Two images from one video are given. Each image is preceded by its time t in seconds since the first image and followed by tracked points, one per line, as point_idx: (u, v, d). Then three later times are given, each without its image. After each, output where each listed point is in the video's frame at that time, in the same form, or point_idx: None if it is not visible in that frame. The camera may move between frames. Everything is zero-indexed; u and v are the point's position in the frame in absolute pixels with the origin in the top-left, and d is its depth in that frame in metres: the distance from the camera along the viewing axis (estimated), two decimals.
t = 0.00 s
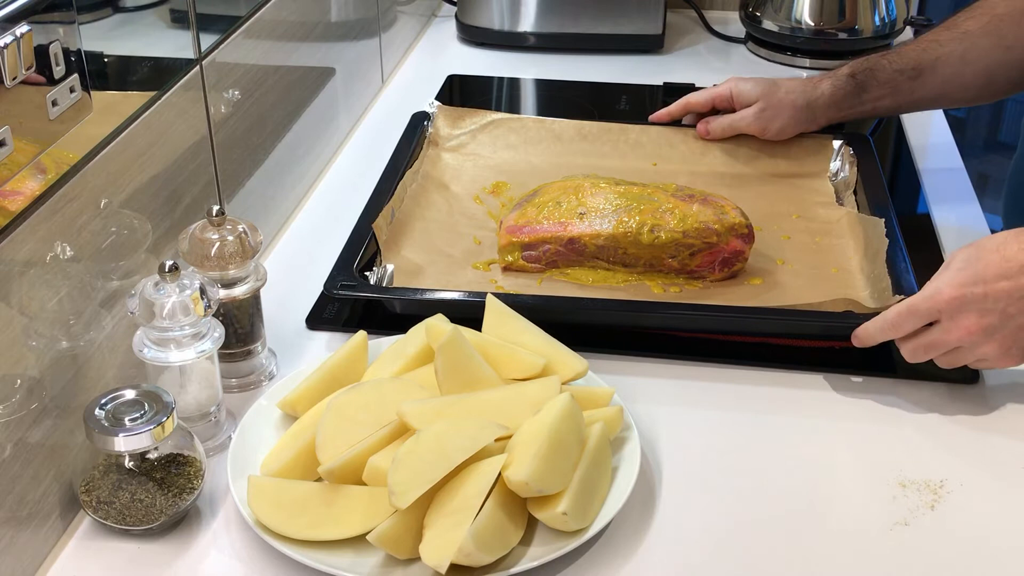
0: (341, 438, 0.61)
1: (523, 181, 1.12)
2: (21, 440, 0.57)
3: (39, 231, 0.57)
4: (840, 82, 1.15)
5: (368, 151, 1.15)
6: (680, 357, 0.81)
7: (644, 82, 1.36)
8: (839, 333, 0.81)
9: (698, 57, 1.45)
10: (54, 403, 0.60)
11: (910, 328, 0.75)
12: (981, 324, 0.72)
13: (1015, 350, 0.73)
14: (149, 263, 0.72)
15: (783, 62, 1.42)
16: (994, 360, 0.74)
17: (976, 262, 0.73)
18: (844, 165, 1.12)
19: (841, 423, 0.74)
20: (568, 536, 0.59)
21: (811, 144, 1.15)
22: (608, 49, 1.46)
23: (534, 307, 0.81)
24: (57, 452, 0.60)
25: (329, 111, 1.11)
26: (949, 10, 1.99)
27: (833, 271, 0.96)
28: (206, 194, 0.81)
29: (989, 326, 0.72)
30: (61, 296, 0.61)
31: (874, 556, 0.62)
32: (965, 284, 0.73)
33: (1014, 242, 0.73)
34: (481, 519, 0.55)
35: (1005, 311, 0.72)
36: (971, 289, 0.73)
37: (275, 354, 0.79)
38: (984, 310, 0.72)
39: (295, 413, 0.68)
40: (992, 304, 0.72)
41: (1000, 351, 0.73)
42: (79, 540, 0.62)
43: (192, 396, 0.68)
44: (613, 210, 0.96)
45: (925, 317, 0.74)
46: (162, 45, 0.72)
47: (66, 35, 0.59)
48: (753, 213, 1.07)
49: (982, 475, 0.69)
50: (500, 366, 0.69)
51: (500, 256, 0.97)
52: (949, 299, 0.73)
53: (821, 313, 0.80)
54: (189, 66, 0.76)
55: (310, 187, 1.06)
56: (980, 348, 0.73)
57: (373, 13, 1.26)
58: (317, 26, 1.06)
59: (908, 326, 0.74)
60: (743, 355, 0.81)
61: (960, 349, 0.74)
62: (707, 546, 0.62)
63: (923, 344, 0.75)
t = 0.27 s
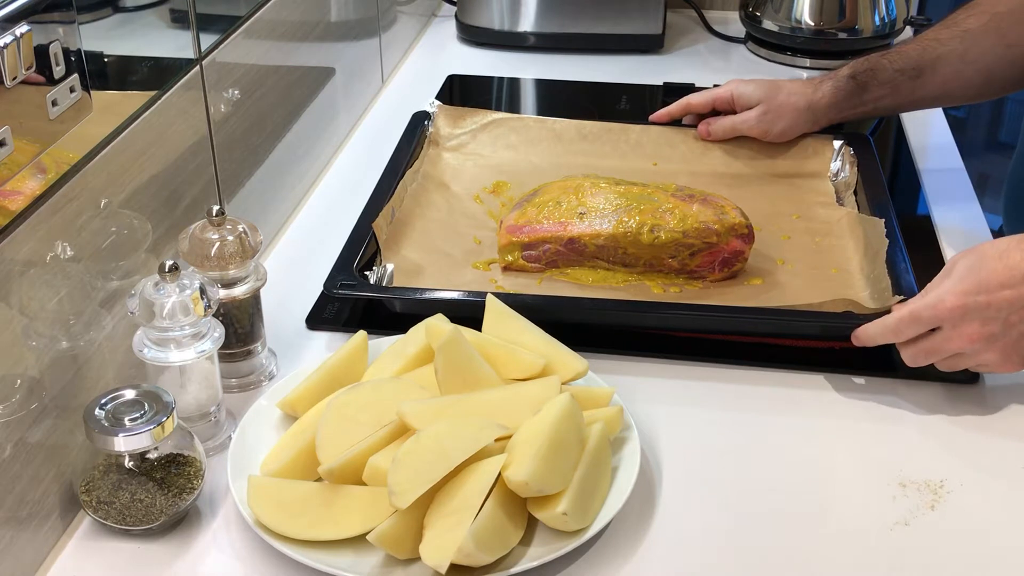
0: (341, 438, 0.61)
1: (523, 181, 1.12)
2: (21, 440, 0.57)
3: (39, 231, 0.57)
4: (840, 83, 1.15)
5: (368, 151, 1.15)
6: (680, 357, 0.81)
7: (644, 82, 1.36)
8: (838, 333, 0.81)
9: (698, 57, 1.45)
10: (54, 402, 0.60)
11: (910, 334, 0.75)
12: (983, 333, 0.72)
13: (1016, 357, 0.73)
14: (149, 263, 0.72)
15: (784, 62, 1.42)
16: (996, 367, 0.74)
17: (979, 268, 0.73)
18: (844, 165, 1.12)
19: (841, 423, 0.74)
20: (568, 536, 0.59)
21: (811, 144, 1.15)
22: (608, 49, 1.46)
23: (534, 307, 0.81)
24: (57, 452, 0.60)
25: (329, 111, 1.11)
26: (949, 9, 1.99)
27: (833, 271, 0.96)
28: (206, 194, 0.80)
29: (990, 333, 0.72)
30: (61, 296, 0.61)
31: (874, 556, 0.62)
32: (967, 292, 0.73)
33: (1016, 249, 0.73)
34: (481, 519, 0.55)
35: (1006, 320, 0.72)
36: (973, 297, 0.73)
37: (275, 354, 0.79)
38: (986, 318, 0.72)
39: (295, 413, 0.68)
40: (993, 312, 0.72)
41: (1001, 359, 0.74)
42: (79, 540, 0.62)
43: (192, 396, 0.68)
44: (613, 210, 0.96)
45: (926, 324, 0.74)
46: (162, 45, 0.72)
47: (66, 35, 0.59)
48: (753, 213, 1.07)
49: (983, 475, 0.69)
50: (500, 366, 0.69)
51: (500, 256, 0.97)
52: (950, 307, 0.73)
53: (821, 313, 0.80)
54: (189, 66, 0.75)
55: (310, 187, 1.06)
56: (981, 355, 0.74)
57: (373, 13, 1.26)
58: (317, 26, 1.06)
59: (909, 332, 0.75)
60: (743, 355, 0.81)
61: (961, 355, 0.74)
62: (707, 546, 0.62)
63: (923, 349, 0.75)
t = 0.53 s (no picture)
0: (341, 438, 0.61)
1: (523, 181, 1.12)
2: (21, 440, 0.57)
3: (39, 231, 0.57)
4: (841, 83, 1.15)
5: (368, 151, 1.15)
6: (680, 357, 0.81)
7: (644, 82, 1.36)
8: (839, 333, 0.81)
9: (698, 57, 1.45)
10: (54, 402, 0.60)
11: (909, 335, 0.75)
12: (981, 334, 0.72)
13: (1016, 358, 0.73)
14: (149, 263, 0.72)
15: (784, 62, 1.42)
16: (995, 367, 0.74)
17: (979, 268, 0.73)
18: (844, 165, 1.12)
19: (842, 423, 0.74)
20: (568, 536, 0.59)
21: (811, 144, 1.15)
22: (608, 49, 1.46)
23: (534, 307, 0.81)
24: (57, 452, 0.60)
25: (328, 111, 1.11)
26: (949, 9, 1.99)
27: (833, 271, 0.96)
28: (206, 194, 0.80)
29: (989, 335, 0.72)
30: (61, 296, 0.61)
31: (874, 556, 0.62)
32: (966, 293, 0.73)
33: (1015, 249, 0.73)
34: (481, 519, 0.55)
35: (1005, 321, 0.72)
36: (973, 298, 0.73)
37: (275, 354, 0.79)
38: (985, 320, 0.72)
39: (295, 413, 0.68)
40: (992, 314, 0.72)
41: (1000, 359, 0.74)
42: (79, 540, 0.62)
43: (192, 396, 0.68)
44: (613, 209, 0.96)
45: (926, 325, 0.74)
46: (162, 45, 0.72)
47: (66, 35, 0.59)
48: (753, 213, 1.07)
49: (983, 475, 0.69)
50: (500, 366, 0.69)
51: (500, 256, 0.97)
52: (949, 308, 0.73)
53: (821, 313, 0.80)
54: (189, 66, 0.75)
55: (310, 187, 1.06)
56: (981, 356, 0.74)
57: (373, 13, 1.26)
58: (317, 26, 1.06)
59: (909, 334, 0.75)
60: (743, 355, 0.81)
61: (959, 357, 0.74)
62: (707, 546, 0.62)
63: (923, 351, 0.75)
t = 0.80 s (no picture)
0: (341, 438, 0.61)
1: (523, 181, 1.12)
2: (21, 440, 0.57)
3: (39, 231, 0.57)
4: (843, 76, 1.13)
5: (368, 151, 1.15)
6: (680, 357, 0.81)
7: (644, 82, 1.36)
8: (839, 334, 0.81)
9: (698, 57, 1.45)
10: (54, 403, 0.60)
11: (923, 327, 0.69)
12: (1000, 308, 0.68)
13: None
14: (149, 263, 0.72)
15: (784, 62, 1.42)
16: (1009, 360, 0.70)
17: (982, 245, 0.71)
18: (844, 165, 1.12)
19: (842, 423, 0.74)
20: (568, 536, 0.59)
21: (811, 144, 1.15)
22: (608, 49, 1.46)
23: (534, 307, 0.81)
24: (57, 452, 0.60)
25: (328, 111, 1.11)
26: (949, 9, 1.99)
27: (833, 271, 0.96)
28: (206, 194, 0.80)
29: (1007, 308, 0.68)
30: (61, 296, 0.61)
31: (874, 556, 0.62)
32: (984, 266, 0.69)
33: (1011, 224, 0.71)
34: (481, 519, 0.55)
35: None
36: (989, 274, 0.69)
37: (275, 354, 0.79)
38: (1003, 292, 0.68)
39: (295, 413, 0.68)
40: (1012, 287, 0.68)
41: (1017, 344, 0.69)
42: (79, 540, 0.62)
43: (192, 396, 0.68)
44: (613, 209, 0.96)
45: (944, 302, 0.69)
46: (162, 45, 0.72)
47: (66, 35, 0.59)
48: (753, 213, 1.07)
49: (983, 475, 0.69)
50: (500, 366, 0.69)
51: (500, 256, 0.97)
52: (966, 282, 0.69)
53: (821, 313, 0.80)
54: (189, 66, 0.75)
55: (310, 187, 1.06)
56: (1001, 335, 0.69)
57: (373, 13, 1.26)
58: (317, 26, 1.06)
59: (921, 312, 0.69)
60: (743, 355, 0.81)
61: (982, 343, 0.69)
62: (707, 545, 0.62)
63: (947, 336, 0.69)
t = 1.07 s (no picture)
0: (341, 438, 0.61)
1: (523, 181, 1.12)
2: (21, 440, 0.57)
3: (39, 231, 0.57)
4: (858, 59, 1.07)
5: (368, 151, 1.15)
6: (680, 357, 0.81)
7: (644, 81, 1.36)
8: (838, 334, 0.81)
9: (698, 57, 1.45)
10: (54, 403, 0.60)
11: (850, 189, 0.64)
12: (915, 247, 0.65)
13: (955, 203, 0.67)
14: (149, 263, 0.72)
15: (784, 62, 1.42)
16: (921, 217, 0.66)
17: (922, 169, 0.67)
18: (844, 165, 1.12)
19: (842, 423, 0.74)
20: (568, 536, 0.59)
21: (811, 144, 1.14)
22: (608, 49, 1.46)
23: (534, 307, 0.81)
24: (56, 452, 0.60)
25: (329, 111, 1.11)
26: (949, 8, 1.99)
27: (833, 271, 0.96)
28: (206, 194, 0.81)
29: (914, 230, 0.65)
30: (61, 296, 0.61)
31: (873, 556, 0.62)
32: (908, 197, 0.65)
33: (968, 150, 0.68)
34: (481, 519, 0.55)
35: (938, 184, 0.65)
36: (909, 159, 0.66)
37: (275, 354, 0.79)
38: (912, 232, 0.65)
39: (295, 413, 0.68)
40: (925, 178, 0.65)
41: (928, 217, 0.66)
42: (79, 540, 0.62)
43: (192, 396, 0.68)
44: (613, 210, 0.96)
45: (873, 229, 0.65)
46: (162, 45, 0.72)
47: (66, 35, 0.59)
48: (754, 213, 1.07)
49: (984, 475, 0.69)
50: (501, 366, 0.69)
51: (500, 256, 0.97)
52: (884, 164, 0.66)
53: (821, 314, 0.80)
54: (189, 66, 0.75)
55: (310, 187, 1.06)
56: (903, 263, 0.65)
57: (373, 13, 1.26)
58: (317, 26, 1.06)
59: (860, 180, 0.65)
60: (742, 356, 0.81)
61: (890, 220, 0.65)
62: (706, 545, 0.62)
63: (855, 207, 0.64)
